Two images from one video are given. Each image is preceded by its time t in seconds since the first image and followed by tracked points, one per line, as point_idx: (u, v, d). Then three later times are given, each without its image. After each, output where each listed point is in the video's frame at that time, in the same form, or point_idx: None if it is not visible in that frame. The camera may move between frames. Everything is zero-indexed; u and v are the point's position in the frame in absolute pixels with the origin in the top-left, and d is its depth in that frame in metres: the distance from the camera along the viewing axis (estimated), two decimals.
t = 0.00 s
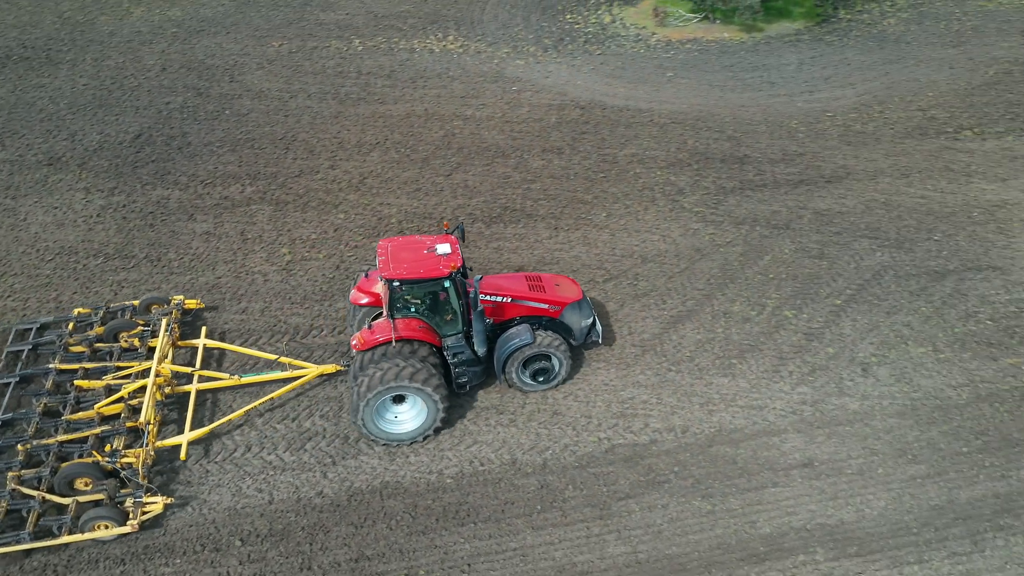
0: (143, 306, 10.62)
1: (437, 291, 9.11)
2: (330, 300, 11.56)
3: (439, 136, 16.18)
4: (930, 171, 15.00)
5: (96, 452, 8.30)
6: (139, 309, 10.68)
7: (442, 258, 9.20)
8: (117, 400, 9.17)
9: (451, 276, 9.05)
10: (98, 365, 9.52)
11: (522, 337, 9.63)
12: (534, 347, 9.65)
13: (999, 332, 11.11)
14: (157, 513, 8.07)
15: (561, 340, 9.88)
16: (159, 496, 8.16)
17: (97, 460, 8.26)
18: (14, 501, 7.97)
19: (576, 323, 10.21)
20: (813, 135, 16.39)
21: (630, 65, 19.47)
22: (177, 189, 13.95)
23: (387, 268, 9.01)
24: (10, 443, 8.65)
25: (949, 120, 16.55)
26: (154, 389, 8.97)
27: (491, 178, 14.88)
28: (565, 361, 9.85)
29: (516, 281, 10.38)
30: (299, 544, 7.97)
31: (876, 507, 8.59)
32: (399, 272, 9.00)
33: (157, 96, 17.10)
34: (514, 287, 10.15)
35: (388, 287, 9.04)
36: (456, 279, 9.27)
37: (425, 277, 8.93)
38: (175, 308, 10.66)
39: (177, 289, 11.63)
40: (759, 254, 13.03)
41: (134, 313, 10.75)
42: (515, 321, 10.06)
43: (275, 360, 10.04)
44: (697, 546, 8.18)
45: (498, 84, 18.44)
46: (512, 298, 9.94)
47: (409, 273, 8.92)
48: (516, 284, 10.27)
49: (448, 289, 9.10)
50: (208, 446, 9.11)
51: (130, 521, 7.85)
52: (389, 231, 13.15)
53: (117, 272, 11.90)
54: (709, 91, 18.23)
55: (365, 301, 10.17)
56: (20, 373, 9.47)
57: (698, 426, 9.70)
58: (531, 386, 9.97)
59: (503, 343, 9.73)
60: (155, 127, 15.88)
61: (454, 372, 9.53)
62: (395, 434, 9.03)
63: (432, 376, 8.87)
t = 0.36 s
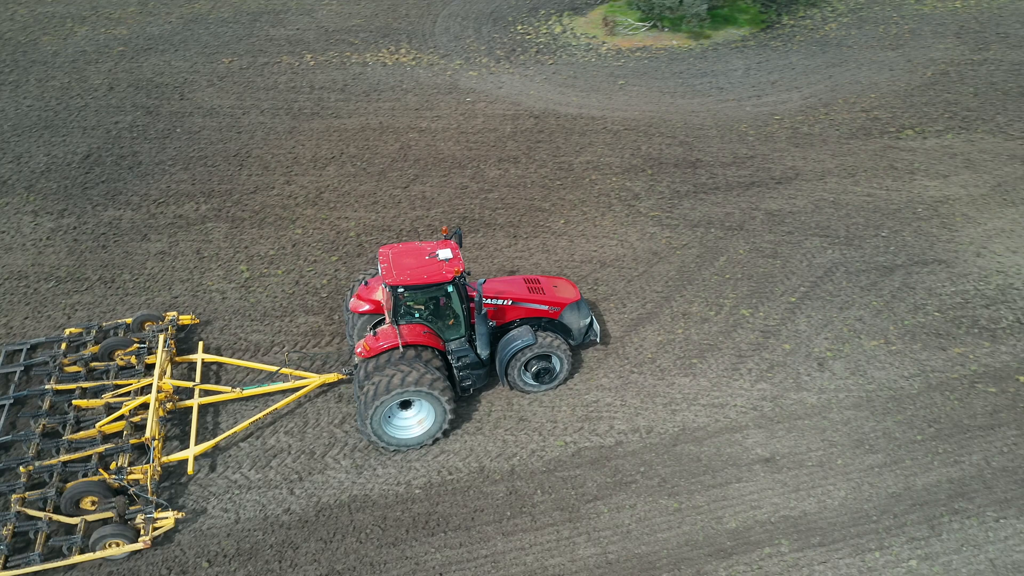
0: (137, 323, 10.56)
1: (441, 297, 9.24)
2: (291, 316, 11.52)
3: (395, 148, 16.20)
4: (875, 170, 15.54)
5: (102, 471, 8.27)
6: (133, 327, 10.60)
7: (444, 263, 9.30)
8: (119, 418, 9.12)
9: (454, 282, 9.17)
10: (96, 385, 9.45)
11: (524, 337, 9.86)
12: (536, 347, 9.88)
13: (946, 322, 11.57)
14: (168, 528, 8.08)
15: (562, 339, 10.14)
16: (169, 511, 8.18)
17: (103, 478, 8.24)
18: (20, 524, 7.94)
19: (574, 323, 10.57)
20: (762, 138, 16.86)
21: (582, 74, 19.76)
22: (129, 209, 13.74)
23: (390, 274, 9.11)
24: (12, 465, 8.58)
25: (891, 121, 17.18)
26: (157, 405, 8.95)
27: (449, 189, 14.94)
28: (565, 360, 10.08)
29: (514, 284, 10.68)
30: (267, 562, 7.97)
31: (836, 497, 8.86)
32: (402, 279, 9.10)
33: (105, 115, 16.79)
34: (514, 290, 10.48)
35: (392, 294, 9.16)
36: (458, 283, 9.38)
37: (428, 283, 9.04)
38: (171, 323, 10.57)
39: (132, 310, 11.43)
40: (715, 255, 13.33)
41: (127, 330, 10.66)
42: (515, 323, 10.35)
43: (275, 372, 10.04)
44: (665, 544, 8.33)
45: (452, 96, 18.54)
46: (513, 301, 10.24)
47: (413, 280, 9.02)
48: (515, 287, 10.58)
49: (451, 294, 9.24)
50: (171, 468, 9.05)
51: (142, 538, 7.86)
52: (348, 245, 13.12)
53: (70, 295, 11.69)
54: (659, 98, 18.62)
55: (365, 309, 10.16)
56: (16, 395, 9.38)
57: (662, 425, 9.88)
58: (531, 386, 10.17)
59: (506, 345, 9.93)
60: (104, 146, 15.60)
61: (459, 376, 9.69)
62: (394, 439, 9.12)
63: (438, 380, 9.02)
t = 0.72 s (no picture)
0: (130, 342, 10.54)
1: (443, 302, 9.39)
2: (250, 335, 11.45)
3: (350, 164, 16.15)
4: (823, 172, 16.05)
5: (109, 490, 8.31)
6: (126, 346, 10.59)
7: (444, 269, 9.49)
8: (120, 437, 9.12)
9: (456, 286, 9.35)
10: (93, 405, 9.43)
11: (524, 342, 10.06)
12: (536, 351, 10.09)
13: (896, 318, 11.99)
14: (180, 543, 8.14)
15: (561, 342, 10.36)
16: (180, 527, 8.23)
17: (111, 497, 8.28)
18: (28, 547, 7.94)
19: (572, 325, 10.77)
20: (713, 144, 17.27)
21: (535, 85, 19.99)
22: (80, 233, 13.50)
23: (392, 281, 9.21)
24: (15, 488, 8.56)
25: (836, 124, 17.76)
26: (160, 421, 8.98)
27: (407, 203, 14.94)
28: (565, 363, 10.31)
29: (511, 287, 10.75)
30: None
31: (799, 492, 9.09)
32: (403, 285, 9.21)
33: (51, 138, 16.43)
34: (512, 293, 10.54)
35: (394, 301, 9.24)
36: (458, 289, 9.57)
37: (431, 289, 9.18)
38: (164, 341, 10.58)
39: (86, 334, 11.23)
40: (672, 260, 13.59)
41: (121, 348, 10.65)
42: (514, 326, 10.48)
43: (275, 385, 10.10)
44: (635, 547, 8.43)
45: (406, 110, 18.58)
46: (512, 304, 10.33)
47: (415, 286, 9.15)
48: (513, 290, 10.63)
49: (453, 300, 9.41)
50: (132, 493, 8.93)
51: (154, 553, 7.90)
52: (306, 263, 13.06)
53: (20, 322, 11.45)
54: (612, 107, 18.94)
55: (365, 318, 10.21)
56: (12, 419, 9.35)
57: (627, 430, 10.02)
58: (532, 390, 10.39)
59: (509, 346, 10.12)
60: (51, 170, 15.29)
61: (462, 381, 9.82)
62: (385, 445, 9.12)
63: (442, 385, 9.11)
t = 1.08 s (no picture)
0: (125, 357, 10.44)
1: (445, 306, 9.63)
2: (211, 355, 11.32)
3: (308, 180, 16.06)
4: (776, 176, 16.49)
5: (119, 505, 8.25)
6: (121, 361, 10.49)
7: (444, 274, 9.74)
8: (124, 452, 9.06)
9: (458, 290, 9.62)
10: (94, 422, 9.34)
11: (526, 343, 10.26)
12: (537, 351, 10.30)
13: (851, 316, 12.37)
14: (194, 555, 8.08)
15: (560, 342, 10.63)
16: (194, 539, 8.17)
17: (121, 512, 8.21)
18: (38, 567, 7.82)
19: (569, 325, 11.09)
20: (668, 151, 17.62)
21: (491, 98, 20.14)
22: (30, 258, 13.22)
23: (395, 287, 9.44)
24: (20, 508, 8.45)
25: (786, 130, 18.28)
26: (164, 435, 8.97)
27: (367, 217, 14.91)
28: (564, 362, 10.57)
29: (510, 290, 11.00)
30: None
31: (764, 490, 9.30)
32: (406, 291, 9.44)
33: None
34: (511, 296, 10.79)
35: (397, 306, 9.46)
36: (459, 292, 9.84)
37: (434, 293, 9.42)
38: (159, 354, 10.51)
39: (40, 360, 11.01)
40: (632, 266, 13.82)
41: (116, 364, 10.55)
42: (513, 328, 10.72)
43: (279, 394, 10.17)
44: (605, 551, 8.53)
45: (363, 125, 18.55)
46: (512, 307, 10.57)
47: (418, 291, 9.39)
48: (512, 292, 10.90)
49: (456, 303, 9.68)
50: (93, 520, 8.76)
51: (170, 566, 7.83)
52: (266, 281, 12.96)
53: None
54: (568, 117, 19.18)
55: (366, 325, 10.22)
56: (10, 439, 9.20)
57: (593, 435, 10.14)
58: (532, 389, 10.62)
59: (512, 346, 10.28)
60: None
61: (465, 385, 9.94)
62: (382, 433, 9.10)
63: (445, 387, 9.30)
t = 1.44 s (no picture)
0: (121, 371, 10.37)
1: (446, 308, 9.83)
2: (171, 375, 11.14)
3: (266, 195, 15.90)
4: (731, 181, 16.87)
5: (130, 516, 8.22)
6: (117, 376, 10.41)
7: (445, 276, 9.96)
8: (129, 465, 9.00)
9: (459, 292, 9.83)
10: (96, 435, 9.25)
11: (525, 343, 10.47)
12: (536, 350, 10.52)
13: (808, 316, 12.70)
14: (208, 564, 8.07)
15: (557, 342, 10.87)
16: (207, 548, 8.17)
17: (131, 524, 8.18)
18: None
19: (566, 325, 11.34)
20: (626, 159, 17.91)
21: (448, 110, 20.21)
22: None
23: (396, 290, 9.66)
24: (24, 525, 8.33)
25: (739, 135, 18.73)
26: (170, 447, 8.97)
27: (327, 232, 14.81)
28: (563, 360, 10.80)
29: (508, 292, 11.20)
30: None
31: (729, 490, 9.48)
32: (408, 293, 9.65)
33: None
34: (510, 297, 11.01)
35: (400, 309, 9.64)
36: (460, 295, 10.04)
37: (436, 296, 9.63)
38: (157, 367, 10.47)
39: None
40: (594, 273, 13.99)
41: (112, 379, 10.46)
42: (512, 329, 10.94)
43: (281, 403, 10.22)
44: (576, 557, 8.60)
45: (320, 139, 18.45)
46: (511, 308, 10.77)
47: (420, 293, 9.59)
48: (510, 294, 11.13)
49: (457, 305, 9.89)
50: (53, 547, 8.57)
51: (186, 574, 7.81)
52: (226, 298, 12.81)
53: None
54: (526, 128, 19.36)
55: (367, 329, 10.28)
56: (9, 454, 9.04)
57: (561, 442, 10.21)
58: (531, 388, 10.84)
59: (512, 346, 10.46)
60: None
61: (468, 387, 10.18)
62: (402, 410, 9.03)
63: (447, 387, 9.39)
